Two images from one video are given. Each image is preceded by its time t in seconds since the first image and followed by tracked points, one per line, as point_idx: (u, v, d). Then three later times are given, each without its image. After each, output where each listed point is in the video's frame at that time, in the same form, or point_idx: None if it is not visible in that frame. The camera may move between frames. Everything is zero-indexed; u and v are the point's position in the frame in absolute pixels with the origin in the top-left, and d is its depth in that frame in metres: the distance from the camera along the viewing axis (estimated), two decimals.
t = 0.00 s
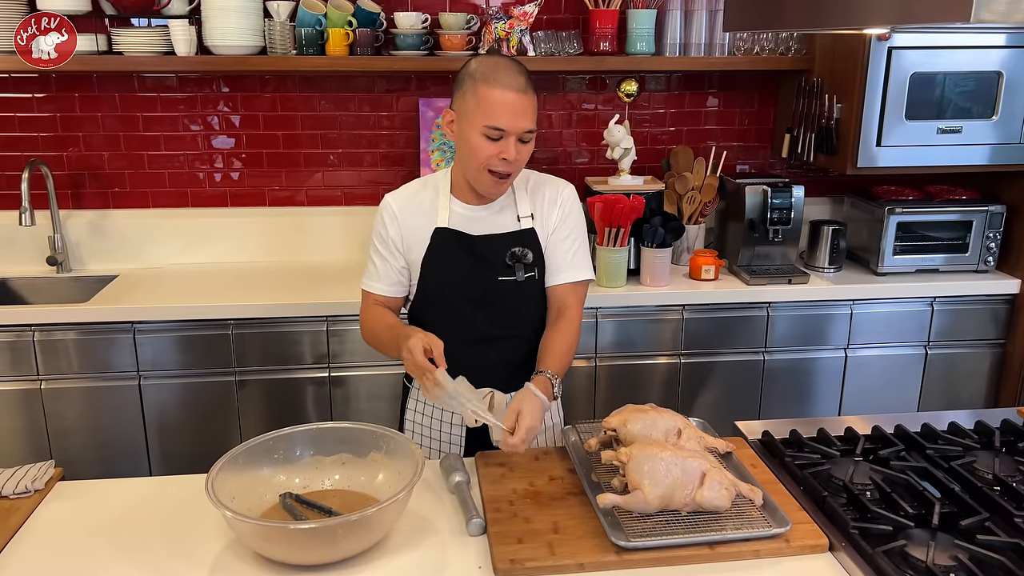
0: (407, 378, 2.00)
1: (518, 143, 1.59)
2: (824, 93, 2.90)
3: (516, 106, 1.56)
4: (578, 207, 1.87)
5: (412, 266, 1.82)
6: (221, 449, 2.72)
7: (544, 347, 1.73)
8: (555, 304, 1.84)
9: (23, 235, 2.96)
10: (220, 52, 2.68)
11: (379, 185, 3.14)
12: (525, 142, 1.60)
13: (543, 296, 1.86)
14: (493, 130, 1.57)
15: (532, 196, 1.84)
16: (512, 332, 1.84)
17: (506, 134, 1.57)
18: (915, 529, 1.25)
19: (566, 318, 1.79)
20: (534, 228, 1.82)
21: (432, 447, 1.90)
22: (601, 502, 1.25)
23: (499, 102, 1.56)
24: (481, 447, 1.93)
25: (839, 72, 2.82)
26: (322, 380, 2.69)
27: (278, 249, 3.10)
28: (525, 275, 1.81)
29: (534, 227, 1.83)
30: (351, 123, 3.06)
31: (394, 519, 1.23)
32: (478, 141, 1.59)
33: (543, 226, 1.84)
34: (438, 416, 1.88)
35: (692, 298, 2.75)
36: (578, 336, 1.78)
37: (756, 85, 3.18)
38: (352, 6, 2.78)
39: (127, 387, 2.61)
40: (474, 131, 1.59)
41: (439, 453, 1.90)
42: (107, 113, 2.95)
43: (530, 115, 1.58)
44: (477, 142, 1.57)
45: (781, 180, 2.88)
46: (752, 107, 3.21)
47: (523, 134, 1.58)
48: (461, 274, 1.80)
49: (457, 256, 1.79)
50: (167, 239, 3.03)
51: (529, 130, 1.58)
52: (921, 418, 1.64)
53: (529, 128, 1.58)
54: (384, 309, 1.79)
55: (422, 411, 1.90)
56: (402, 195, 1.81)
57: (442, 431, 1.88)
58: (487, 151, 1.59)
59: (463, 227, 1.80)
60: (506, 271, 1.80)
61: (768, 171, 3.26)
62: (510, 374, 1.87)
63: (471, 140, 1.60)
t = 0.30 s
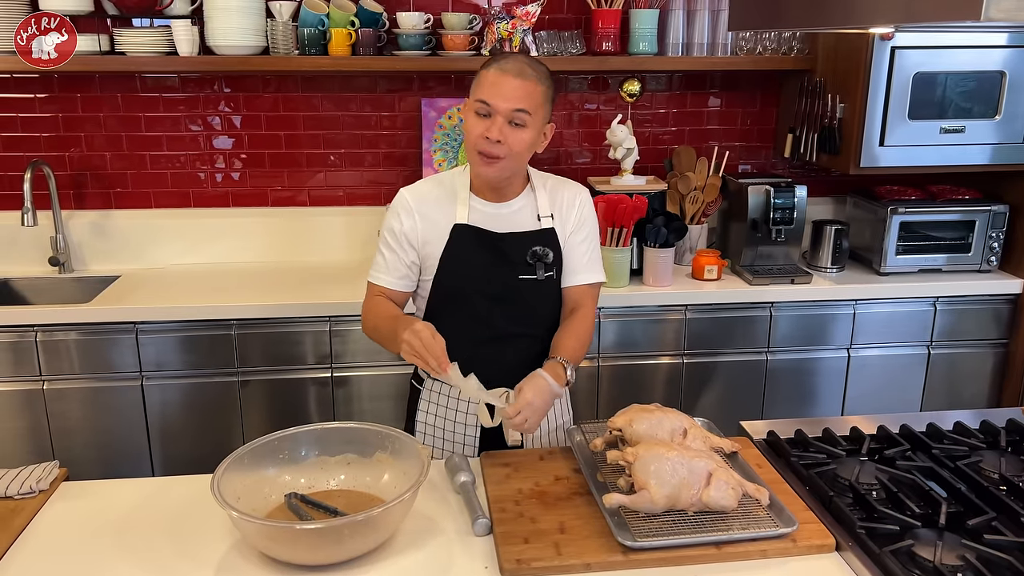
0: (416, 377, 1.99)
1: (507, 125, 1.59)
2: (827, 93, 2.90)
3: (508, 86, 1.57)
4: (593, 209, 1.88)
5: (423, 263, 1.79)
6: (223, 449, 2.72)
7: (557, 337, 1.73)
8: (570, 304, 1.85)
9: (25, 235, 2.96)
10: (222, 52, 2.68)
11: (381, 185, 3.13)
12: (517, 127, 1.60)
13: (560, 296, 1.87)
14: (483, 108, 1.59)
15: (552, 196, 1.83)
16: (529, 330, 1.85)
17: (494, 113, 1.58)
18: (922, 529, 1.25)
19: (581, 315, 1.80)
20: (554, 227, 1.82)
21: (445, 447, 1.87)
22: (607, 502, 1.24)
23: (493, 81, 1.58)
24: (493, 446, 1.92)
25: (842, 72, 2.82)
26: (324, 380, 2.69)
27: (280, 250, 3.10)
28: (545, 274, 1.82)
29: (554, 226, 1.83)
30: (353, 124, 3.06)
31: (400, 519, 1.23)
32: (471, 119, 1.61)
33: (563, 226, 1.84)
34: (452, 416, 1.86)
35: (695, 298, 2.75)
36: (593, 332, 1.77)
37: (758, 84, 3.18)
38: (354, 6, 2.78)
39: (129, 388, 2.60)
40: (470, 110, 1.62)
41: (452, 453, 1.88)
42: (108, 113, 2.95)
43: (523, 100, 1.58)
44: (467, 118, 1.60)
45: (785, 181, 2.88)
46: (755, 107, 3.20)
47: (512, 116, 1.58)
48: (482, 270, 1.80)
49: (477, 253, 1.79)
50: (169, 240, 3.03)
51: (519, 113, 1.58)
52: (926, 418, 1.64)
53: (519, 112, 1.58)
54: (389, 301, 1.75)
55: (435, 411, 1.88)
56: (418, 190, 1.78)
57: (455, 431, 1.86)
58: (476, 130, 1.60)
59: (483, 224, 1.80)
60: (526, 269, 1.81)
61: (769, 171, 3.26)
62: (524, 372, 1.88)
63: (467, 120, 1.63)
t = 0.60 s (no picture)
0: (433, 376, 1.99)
1: (517, 110, 1.59)
2: (829, 93, 2.90)
3: (516, 72, 1.59)
4: (604, 205, 1.91)
5: (436, 266, 1.81)
6: (223, 450, 2.72)
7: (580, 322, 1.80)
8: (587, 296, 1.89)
9: (25, 235, 2.95)
10: (223, 52, 2.67)
11: (381, 185, 3.13)
12: (527, 113, 1.61)
13: (574, 294, 1.88)
14: (493, 96, 1.60)
15: (564, 195, 1.84)
16: (545, 330, 1.85)
17: (504, 98, 1.59)
18: (927, 529, 1.25)
19: (601, 304, 1.85)
20: (566, 226, 1.83)
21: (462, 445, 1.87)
22: (612, 502, 1.24)
23: (501, 69, 1.60)
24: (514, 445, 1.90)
25: (843, 72, 2.82)
26: (325, 381, 2.69)
27: (280, 250, 3.10)
28: (559, 273, 1.82)
29: (566, 225, 1.83)
30: (353, 124, 3.06)
31: (404, 520, 1.23)
32: (480, 110, 1.62)
33: (575, 225, 1.85)
34: (468, 415, 1.85)
35: (695, 298, 2.75)
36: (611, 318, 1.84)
37: (759, 84, 3.18)
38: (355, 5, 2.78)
39: (130, 388, 2.60)
40: (479, 101, 1.63)
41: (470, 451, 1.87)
42: (108, 113, 2.95)
43: (532, 84, 1.60)
44: (476, 108, 1.60)
45: (786, 181, 2.88)
46: (755, 106, 3.20)
47: (522, 101, 1.59)
48: (496, 271, 1.79)
49: (491, 253, 1.79)
50: (170, 240, 3.03)
51: (529, 98, 1.59)
52: (929, 417, 1.64)
53: (528, 97, 1.59)
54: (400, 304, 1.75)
55: (451, 410, 1.87)
56: (430, 193, 1.78)
57: (472, 430, 1.85)
58: (486, 117, 1.60)
59: (495, 225, 1.80)
60: (541, 269, 1.81)
61: (770, 171, 3.26)
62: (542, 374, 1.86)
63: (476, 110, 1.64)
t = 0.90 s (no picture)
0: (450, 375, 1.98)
1: (528, 129, 1.59)
2: (828, 92, 2.90)
3: (525, 91, 1.56)
4: (621, 200, 1.91)
5: (455, 267, 1.80)
6: (222, 450, 2.71)
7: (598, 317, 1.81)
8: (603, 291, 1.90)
9: (24, 235, 2.95)
10: (222, 51, 2.67)
11: (381, 184, 3.13)
12: (538, 130, 1.60)
13: (592, 289, 1.89)
14: (503, 113, 1.59)
15: (579, 193, 1.85)
16: (563, 327, 1.85)
17: (514, 118, 1.58)
18: (929, 528, 1.25)
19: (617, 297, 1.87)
20: (583, 223, 1.83)
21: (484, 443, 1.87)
22: (613, 502, 1.24)
23: (511, 85, 1.58)
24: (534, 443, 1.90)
25: (843, 71, 2.82)
26: (325, 380, 2.68)
27: (280, 250, 3.09)
28: (578, 270, 1.83)
29: (583, 222, 1.84)
30: (352, 123, 3.05)
31: (406, 519, 1.23)
32: (491, 125, 1.62)
33: (591, 221, 1.85)
34: (490, 413, 1.85)
35: (695, 297, 2.75)
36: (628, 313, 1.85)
37: (758, 83, 3.18)
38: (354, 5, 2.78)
39: (129, 388, 2.60)
40: (490, 116, 1.62)
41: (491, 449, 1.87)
42: (107, 113, 2.94)
43: (542, 103, 1.58)
44: (487, 125, 1.60)
45: (785, 180, 2.89)
46: (755, 106, 3.20)
47: (532, 119, 1.58)
48: (516, 271, 1.79)
49: (510, 253, 1.78)
50: (169, 239, 3.02)
51: (539, 116, 1.58)
52: (931, 416, 1.64)
53: (539, 116, 1.58)
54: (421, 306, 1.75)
55: (472, 408, 1.87)
56: (447, 195, 1.78)
57: (494, 428, 1.85)
58: (497, 135, 1.60)
59: (513, 225, 1.80)
60: (559, 266, 1.81)
61: (769, 170, 3.26)
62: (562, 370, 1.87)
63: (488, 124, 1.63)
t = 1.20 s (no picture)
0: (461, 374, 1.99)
1: (558, 153, 1.58)
2: (827, 91, 2.90)
3: (559, 120, 1.54)
4: (630, 198, 1.90)
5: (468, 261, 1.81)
6: (221, 450, 2.71)
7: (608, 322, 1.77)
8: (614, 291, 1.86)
9: (23, 235, 2.94)
10: (221, 50, 2.67)
11: (380, 184, 3.13)
12: (567, 152, 1.59)
13: (602, 287, 1.88)
14: (534, 137, 1.57)
15: (587, 191, 1.85)
16: (571, 326, 1.84)
17: (544, 143, 1.57)
18: (930, 526, 1.25)
19: (628, 297, 1.83)
20: (591, 221, 1.83)
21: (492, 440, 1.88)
22: (615, 500, 1.24)
23: (543, 112, 1.54)
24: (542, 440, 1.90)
25: (842, 70, 2.82)
26: (325, 380, 2.68)
27: (280, 249, 3.09)
28: (585, 268, 1.82)
29: (590, 220, 1.84)
30: (351, 123, 3.05)
31: (408, 518, 1.23)
32: (520, 144, 1.60)
33: (598, 219, 1.85)
34: (499, 409, 1.85)
35: (695, 296, 2.75)
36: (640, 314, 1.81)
37: (758, 82, 3.18)
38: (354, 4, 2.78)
39: (129, 387, 2.59)
40: (517, 135, 1.59)
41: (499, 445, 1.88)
42: (105, 112, 2.94)
43: (572, 127, 1.56)
44: (517, 147, 1.58)
45: (784, 179, 2.89)
46: (755, 105, 3.21)
47: (563, 145, 1.57)
48: (523, 269, 1.80)
49: (516, 251, 1.80)
50: (168, 239, 3.02)
51: (571, 142, 1.57)
52: (932, 414, 1.65)
53: (570, 142, 1.57)
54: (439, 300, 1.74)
55: (481, 404, 1.88)
56: (455, 192, 1.80)
57: (502, 424, 1.86)
58: (526, 156, 1.60)
59: (521, 223, 1.80)
60: (565, 265, 1.81)
61: (768, 169, 3.26)
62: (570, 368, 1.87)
63: (514, 141, 1.61)
